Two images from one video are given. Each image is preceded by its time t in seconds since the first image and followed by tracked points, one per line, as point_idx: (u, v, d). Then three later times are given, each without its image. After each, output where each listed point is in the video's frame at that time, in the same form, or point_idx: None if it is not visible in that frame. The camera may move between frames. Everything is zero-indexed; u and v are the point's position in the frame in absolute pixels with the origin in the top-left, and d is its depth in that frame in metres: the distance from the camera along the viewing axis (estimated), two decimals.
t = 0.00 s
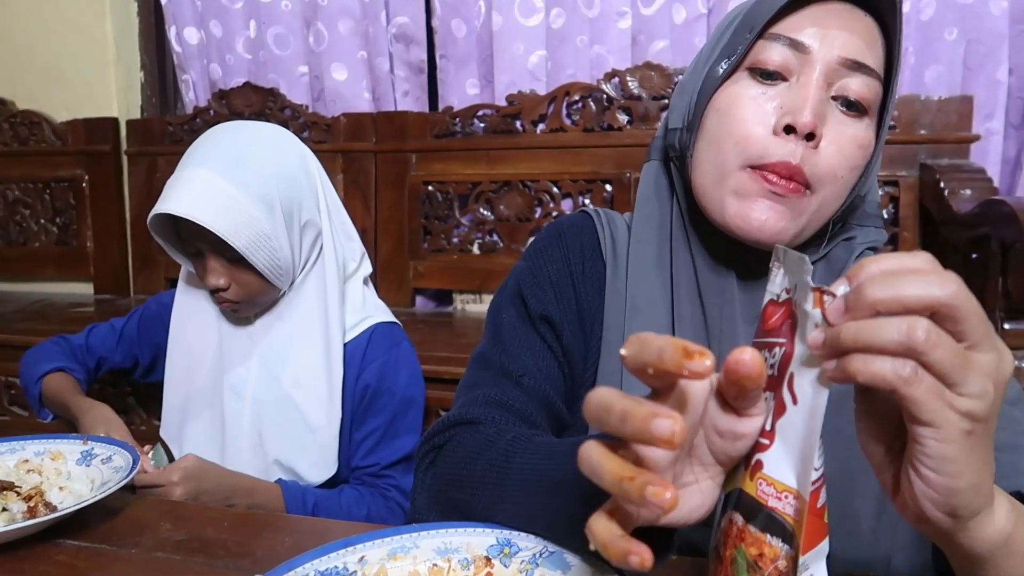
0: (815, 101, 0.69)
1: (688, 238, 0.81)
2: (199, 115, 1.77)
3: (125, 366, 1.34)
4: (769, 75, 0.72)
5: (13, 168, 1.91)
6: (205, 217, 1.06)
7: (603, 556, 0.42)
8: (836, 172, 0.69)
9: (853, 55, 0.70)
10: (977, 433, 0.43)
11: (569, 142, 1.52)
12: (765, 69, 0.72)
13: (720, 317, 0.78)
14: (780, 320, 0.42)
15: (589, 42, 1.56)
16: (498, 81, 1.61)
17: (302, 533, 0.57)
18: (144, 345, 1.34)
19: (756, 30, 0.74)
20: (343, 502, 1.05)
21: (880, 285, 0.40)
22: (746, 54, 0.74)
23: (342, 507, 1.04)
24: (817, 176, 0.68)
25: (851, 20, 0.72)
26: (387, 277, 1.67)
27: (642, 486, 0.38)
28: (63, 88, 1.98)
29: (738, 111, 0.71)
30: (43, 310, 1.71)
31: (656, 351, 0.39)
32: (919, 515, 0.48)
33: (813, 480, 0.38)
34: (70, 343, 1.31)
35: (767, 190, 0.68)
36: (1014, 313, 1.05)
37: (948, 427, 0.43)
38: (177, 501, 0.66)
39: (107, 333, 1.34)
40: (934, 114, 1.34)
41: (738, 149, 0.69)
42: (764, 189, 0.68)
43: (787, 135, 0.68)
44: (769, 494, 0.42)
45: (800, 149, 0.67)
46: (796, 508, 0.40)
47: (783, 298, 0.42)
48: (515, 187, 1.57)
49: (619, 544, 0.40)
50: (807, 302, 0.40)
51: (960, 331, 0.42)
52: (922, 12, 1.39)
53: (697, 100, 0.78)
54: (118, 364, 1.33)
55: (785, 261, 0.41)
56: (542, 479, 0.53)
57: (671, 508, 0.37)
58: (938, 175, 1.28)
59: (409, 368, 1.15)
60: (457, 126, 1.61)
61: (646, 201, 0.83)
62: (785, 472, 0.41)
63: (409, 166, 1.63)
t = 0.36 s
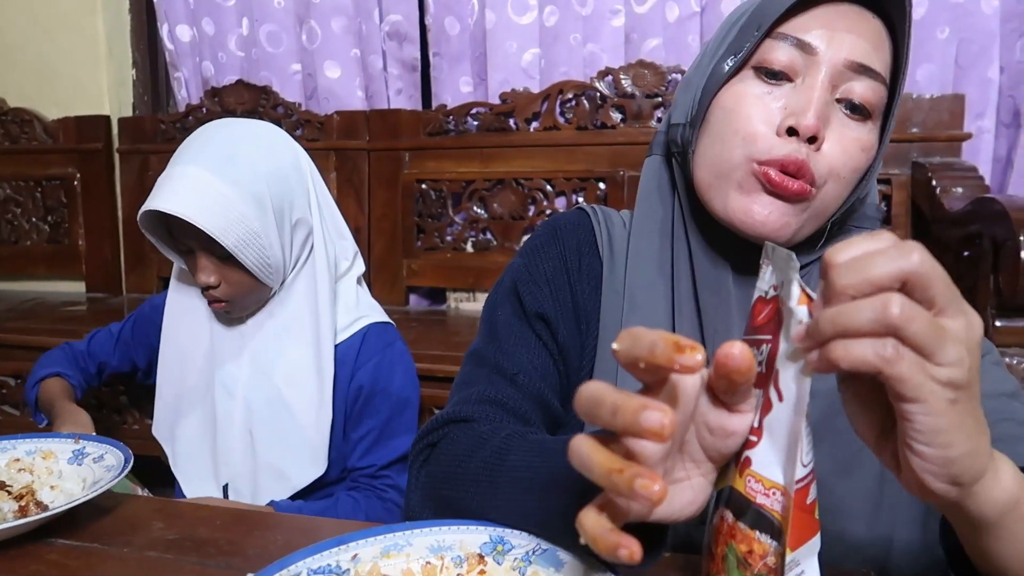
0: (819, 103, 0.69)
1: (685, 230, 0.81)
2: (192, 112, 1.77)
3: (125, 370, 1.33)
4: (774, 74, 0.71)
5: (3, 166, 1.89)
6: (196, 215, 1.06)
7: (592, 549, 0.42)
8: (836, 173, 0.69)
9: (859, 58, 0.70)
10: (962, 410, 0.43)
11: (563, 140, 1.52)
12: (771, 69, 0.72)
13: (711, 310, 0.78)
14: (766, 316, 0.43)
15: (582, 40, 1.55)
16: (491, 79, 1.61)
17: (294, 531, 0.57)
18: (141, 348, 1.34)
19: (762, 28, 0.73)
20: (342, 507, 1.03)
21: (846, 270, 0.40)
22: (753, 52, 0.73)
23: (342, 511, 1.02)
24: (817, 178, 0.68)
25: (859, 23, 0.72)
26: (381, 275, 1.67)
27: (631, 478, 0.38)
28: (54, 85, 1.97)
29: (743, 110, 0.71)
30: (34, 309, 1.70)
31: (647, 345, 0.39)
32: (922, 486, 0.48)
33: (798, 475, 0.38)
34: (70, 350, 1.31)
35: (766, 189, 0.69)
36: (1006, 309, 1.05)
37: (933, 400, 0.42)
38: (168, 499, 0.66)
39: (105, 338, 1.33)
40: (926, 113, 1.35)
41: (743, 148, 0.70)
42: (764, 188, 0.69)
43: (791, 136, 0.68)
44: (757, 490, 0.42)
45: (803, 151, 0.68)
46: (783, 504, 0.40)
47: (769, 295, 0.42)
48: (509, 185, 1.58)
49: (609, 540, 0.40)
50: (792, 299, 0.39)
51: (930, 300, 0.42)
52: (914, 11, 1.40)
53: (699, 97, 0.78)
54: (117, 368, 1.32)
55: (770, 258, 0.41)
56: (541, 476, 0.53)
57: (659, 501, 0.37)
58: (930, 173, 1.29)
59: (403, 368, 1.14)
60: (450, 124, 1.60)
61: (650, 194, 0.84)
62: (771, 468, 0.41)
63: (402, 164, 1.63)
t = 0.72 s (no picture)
0: (809, 101, 0.68)
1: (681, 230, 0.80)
2: (187, 111, 1.76)
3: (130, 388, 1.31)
4: (765, 73, 0.71)
5: None
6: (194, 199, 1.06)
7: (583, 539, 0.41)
8: (826, 174, 0.69)
9: (849, 57, 0.69)
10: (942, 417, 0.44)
11: (559, 139, 1.52)
12: (761, 68, 0.71)
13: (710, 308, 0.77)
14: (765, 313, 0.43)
15: (578, 38, 1.56)
16: (487, 78, 1.61)
17: (290, 530, 0.57)
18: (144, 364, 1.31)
19: (755, 29, 0.73)
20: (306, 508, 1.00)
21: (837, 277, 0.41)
22: (745, 50, 0.73)
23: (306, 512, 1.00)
24: (807, 177, 0.67)
25: (850, 22, 0.72)
26: (377, 275, 1.66)
27: (623, 466, 0.37)
28: (49, 84, 1.96)
29: (732, 109, 0.71)
30: (29, 309, 1.70)
31: (642, 336, 0.39)
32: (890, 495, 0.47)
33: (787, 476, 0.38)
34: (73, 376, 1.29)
35: (754, 188, 0.68)
36: (1001, 308, 1.05)
37: (913, 409, 0.42)
38: (163, 499, 0.65)
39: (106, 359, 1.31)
40: (922, 111, 1.35)
41: (731, 146, 0.69)
42: (753, 183, 0.68)
43: (779, 134, 0.67)
44: (753, 488, 0.41)
45: (791, 148, 0.67)
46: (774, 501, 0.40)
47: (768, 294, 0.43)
48: (505, 184, 1.57)
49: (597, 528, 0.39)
50: (787, 296, 0.40)
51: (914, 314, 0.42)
52: (910, 9, 1.40)
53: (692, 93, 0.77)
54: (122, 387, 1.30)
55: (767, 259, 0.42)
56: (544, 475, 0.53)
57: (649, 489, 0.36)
58: (926, 171, 1.29)
59: (385, 367, 1.12)
60: (446, 123, 1.60)
61: (644, 192, 0.84)
62: (764, 463, 0.41)
63: (398, 163, 1.63)
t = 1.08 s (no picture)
0: (788, 100, 0.68)
1: (674, 222, 0.81)
2: (183, 108, 1.76)
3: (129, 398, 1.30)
4: (745, 76, 0.71)
5: None
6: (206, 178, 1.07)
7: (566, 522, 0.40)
8: (812, 168, 0.69)
9: (824, 52, 0.69)
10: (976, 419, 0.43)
11: (556, 137, 1.51)
12: (740, 70, 0.71)
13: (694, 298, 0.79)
14: (795, 310, 0.41)
15: (576, 35, 1.55)
16: (485, 75, 1.60)
17: (290, 529, 0.57)
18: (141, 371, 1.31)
19: (729, 30, 0.73)
20: (320, 501, 1.00)
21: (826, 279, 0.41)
22: (723, 52, 0.73)
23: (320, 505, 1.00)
24: (795, 172, 0.68)
25: (821, 18, 0.71)
26: (374, 273, 1.66)
27: (602, 449, 0.37)
28: (45, 80, 1.95)
29: (715, 111, 0.71)
30: (27, 306, 1.70)
31: (603, 315, 0.38)
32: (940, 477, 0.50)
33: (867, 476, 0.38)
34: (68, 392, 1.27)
35: (743, 186, 0.68)
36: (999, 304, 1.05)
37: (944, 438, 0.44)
38: (162, 497, 0.65)
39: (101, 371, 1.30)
40: (920, 108, 1.35)
41: (717, 146, 0.69)
42: (745, 178, 0.68)
43: (763, 134, 0.68)
44: (802, 484, 0.38)
45: (775, 147, 0.67)
46: (839, 498, 0.38)
47: (800, 291, 0.41)
48: (503, 181, 1.57)
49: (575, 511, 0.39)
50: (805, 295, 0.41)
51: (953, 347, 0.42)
52: (908, 6, 1.39)
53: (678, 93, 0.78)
54: (122, 396, 1.30)
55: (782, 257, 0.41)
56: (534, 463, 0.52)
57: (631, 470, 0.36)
58: (923, 169, 1.29)
59: (391, 363, 1.13)
60: (444, 119, 1.60)
61: (639, 188, 0.83)
62: (822, 462, 0.38)
63: (396, 160, 1.63)
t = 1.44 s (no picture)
0: (746, 99, 0.68)
1: (658, 226, 0.81)
2: (179, 108, 1.75)
3: (126, 397, 1.30)
4: (703, 81, 0.71)
5: None
6: (195, 185, 1.06)
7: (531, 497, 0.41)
8: (776, 162, 0.68)
9: (775, 48, 0.69)
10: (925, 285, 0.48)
11: (552, 136, 1.52)
12: (698, 76, 0.71)
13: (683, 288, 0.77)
14: (751, 309, 0.41)
15: (571, 34, 1.55)
16: (481, 74, 1.60)
17: (286, 528, 0.57)
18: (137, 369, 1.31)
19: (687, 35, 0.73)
20: (307, 503, 1.02)
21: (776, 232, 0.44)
22: (682, 62, 0.73)
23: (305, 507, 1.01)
24: (760, 169, 0.67)
25: (770, 16, 0.72)
26: (370, 272, 1.66)
27: (554, 420, 0.38)
28: (39, 79, 1.95)
29: (677, 117, 0.71)
30: (22, 306, 1.69)
31: (547, 294, 0.39)
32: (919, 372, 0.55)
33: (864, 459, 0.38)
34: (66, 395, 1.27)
35: (711, 187, 0.68)
36: (994, 301, 1.04)
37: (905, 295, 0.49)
38: (157, 497, 0.65)
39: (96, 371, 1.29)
40: (915, 107, 1.35)
41: (682, 151, 0.69)
42: (714, 180, 0.68)
43: (724, 135, 0.67)
44: (798, 481, 0.39)
45: (737, 146, 0.67)
46: (838, 488, 0.39)
47: (756, 290, 0.41)
48: (499, 181, 1.57)
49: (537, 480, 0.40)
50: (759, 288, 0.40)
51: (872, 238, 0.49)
52: (902, 5, 1.40)
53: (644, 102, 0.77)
54: (118, 395, 1.29)
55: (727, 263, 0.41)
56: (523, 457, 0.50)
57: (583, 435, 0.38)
58: (918, 168, 1.29)
59: (385, 367, 1.13)
60: (440, 119, 1.60)
61: (620, 194, 0.83)
62: (816, 453, 0.39)
63: (392, 160, 1.62)
